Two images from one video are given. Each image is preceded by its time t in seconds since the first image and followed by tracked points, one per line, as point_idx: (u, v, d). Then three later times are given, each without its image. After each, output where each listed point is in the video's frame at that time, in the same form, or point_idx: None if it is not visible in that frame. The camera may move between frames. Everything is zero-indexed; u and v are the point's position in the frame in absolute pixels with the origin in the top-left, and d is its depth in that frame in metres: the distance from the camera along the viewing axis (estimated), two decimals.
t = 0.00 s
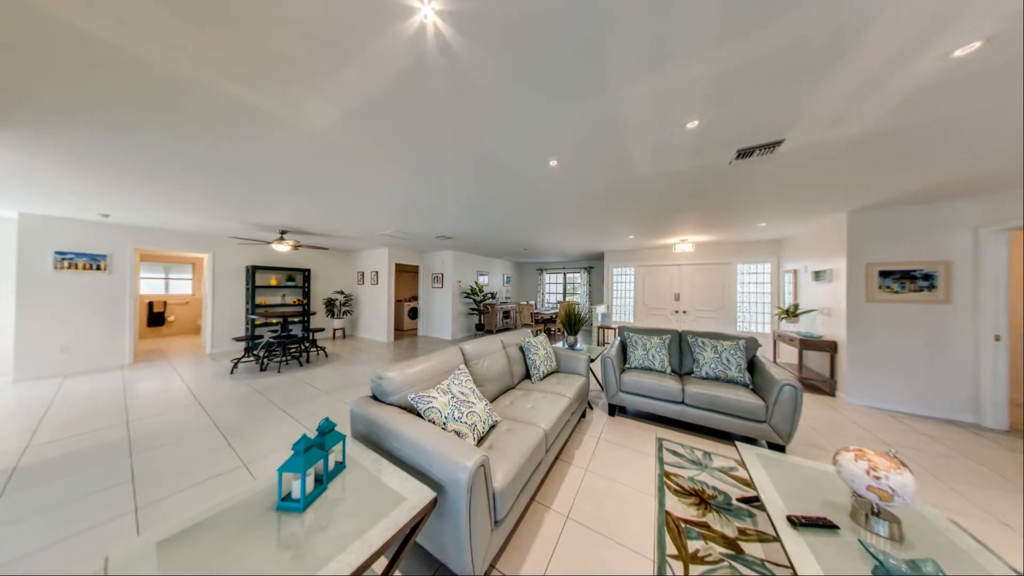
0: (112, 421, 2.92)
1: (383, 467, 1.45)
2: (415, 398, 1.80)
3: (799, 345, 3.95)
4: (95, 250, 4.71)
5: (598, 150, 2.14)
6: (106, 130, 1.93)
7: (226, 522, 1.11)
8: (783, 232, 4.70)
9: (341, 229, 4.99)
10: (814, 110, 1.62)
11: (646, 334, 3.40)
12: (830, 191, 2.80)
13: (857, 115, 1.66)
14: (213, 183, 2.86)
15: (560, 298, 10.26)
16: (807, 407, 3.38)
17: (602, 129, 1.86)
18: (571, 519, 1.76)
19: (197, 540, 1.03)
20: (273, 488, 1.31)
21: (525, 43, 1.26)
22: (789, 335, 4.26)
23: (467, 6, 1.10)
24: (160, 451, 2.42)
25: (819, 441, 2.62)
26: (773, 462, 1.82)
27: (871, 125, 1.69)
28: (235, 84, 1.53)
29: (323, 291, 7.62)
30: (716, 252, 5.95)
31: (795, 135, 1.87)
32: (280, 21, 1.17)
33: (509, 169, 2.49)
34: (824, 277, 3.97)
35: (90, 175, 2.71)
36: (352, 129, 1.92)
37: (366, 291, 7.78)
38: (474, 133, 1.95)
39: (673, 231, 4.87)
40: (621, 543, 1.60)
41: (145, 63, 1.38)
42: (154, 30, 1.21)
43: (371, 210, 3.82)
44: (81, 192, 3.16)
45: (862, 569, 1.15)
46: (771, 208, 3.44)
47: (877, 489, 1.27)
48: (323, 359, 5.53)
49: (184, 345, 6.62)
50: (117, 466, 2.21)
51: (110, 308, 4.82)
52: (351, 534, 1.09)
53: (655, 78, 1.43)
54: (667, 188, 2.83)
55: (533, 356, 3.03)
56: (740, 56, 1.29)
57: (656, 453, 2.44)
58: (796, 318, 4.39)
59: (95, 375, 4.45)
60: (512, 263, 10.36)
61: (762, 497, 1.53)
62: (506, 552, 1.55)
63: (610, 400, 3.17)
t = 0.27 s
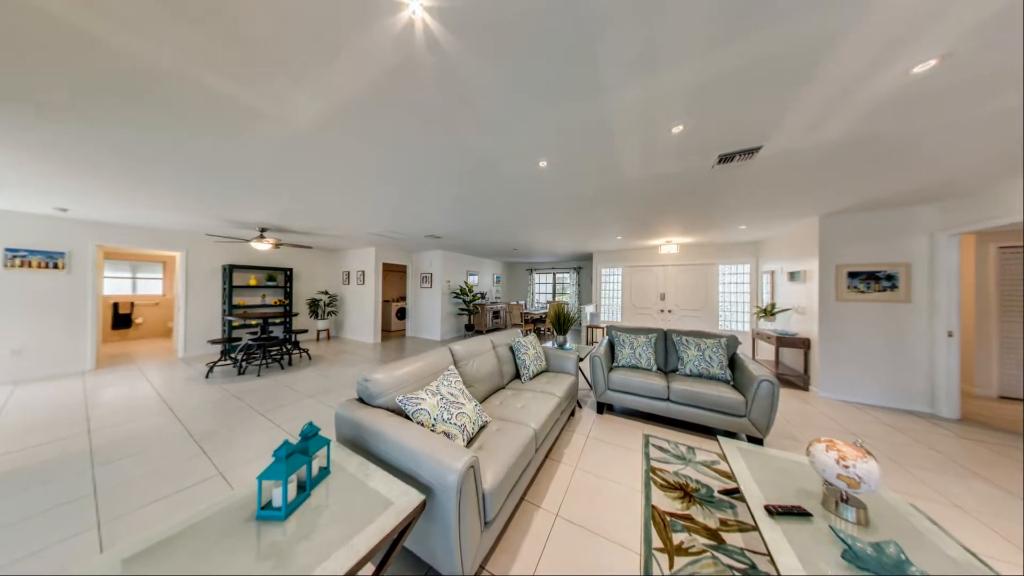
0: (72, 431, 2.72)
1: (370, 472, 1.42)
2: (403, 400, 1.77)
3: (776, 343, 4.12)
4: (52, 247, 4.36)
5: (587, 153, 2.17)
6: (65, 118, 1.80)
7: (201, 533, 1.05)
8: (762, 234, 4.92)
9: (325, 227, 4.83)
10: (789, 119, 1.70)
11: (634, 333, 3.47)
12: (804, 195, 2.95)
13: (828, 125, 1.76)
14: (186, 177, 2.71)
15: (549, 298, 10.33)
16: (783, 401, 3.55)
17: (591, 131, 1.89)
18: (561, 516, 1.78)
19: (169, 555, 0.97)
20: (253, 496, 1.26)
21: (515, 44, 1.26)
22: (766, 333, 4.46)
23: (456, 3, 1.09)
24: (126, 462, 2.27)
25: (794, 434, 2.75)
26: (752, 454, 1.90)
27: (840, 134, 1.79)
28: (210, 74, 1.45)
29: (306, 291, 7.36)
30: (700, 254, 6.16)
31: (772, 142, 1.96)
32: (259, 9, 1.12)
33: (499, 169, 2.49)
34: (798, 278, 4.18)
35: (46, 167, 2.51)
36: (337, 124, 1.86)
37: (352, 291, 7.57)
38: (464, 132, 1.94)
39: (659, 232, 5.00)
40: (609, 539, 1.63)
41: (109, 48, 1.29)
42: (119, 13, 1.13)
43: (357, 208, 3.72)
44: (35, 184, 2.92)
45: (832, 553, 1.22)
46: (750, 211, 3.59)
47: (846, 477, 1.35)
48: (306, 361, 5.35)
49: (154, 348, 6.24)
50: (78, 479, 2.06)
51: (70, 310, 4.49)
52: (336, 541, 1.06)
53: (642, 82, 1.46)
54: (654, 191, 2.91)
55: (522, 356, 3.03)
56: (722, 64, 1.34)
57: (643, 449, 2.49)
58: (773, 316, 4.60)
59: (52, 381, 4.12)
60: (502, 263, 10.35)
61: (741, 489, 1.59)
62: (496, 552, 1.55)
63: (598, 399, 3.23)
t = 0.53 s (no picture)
0: (24, 443, 2.51)
1: (356, 476, 1.38)
2: (391, 403, 1.73)
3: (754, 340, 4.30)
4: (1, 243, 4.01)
5: (576, 154, 2.20)
6: (16, 103, 1.65)
7: (173, 547, 1.00)
8: (741, 237, 5.13)
9: (308, 225, 4.67)
10: (767, 127, 1.78)
11: (621, 332, 3.54)
12: (781, 200, 3.10)
13: (802, 133, 1.86)
14: (156, 171, 2.55)
15: (539, 298, 10.39)
16: (761, 396, 3.71)
17: (580, 133, 1.91)
18: (550, 515, 1.79)
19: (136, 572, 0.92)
20: (230, 506, 1.20)
21: (505, 43, 1.26)
22: (746, 331, 4.65)
23: None
24: (87, 475, 2.11)
25: (772, 427, 2.89)
26: (732, 448, 1.98)
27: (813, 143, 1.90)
28: (182, 62, 1.37)
29: (288, 291, 7.09)
30: (684, 255, 6.35)
31: (751, 148, 2.05)
32: None
33: (489, 168, 2.48)
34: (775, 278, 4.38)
35: None
36: (321, 119, 1.80)
37: (337, 291, 7.36)
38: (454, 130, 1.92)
39: (645, 234, 5.13)
40: (597, 535, 1.66)
41: (68, 30, 1.20)
42: None
43: (343, 206, 3.62)
44: None
45: (805, 539, 1.28)
46: (731, 215, 3.74)
47: (818, 466, 1.42)
48: (287, 364, 5.15)
49: (119, 352, 5.85)
50: (31, 495, 1.90)
51: (23, 312, 4.14)
52: (321, 548, 1.03)
53: (630, 87, 1.49)
54: (641, 193, 2.97)
55: (512, 356, 3.04)
56: (705, 72, 1.38)
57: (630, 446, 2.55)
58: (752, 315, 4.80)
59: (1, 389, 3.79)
60: (491, 263, 10.33)
61: (723, 481, 1.65)
62: (486, 553, 1.54)
63: (587, 397, 3.27)
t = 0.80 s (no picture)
0: None
1: (341, 482, 1.34)
2: (378, 405, 1.70)
3: (735, 338, 4.48)
4: None
5: (565, 155, 2.22)
6: None
7: (141, 565, 0.94)
8: (723, 238, 5.32)
9: (290, 222, 4.49)
10: (747, 134, 1.86)
11: (609, 331, 3.60)
12: (759, 204, 3.24)
13: (778, 141, 1.95)
14: (121, 163, 2.38)
15: (529, 297, 10.43)
16: (742, 392, 3.86)
17: (569, 135, 1.93)
18: (540, 513, 1.80)
19: None
20: (205, 517, 1.14)
21: (495, 42, 1.25)
22: (727, 329, 4.83)
23: None
24: (42, 490, 1.95)
25: (751, 421, 3.02)
26: (715, 442, 2.05)
27: (788, 149, 1.99)
28: (151, 48, 1.29)
29: (268, 291, 6.81)
30: (669, 256, 6.53)
31: (732, 154, 2.13)
32: None
33: (479, 168, 2.46)
34: (754, 279, 4.58)
35: None
36: (305, 113, 1.74)
37: (321, 291, 7.13)
38: (443, 129, 1.90)
39: (632, 235, 5.24)
40: (586, 531, 1.68)
41: (22, 9, 1.11)
42: None
43: (327, 203, 3.51)
44: None
45: (782, 527, 1.34)
46: (713, 217, 3.87)
47: (793, 457, 1.50)
48: (268, 367, 4.94)
49: (79, 357, 5.44)
50: None
51: None
52: (304, 557, 0.99)
53: (617, 90, 1.52)
54: (628, 195, 3.04)
55: (502, 356, 3.03)
56: (689, 79, 1.43)
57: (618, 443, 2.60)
58: (733, 314, 4.99)
59: None
60: (481, 263, 10.28)
61: (706, 475, 1.71)
62: (476, 554, 1.54)
63: (576, 396, 3.31)
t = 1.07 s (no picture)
0: None
1: (326, 488, 1.30)
2: (364, 408, 1.66)
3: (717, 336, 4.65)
4: None
5: (555, 156, 2.24)
6: None
7: None
8: (706, 240, 5.51)
9: (271, 220, 4.32)
10: (728, 140, 1.94)
11: (598, 331, 3.66)
12: (739, 207, 3.38)
13: (757, 148, 2.04)
14: (81, 153, 2.22)
15: (518, 297, 10.45)
16: (723, 388, 4.01)
17: (559, 136, 1.95)
18: (530, 512, 1.81)
19: None
20: (178, 530, 1.08)
21: (484, 42, 1.25)
22: (710, 328, 5.01)
23: None
24: None
25: (731, 415, 3.14)
26: (698, 438, 2.11)
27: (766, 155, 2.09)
28: (117, 32, 1.21)
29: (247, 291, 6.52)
30: (655, 256, 6.70)
31: (714, 159, 2.21)
32: None
33: (469, 167, 2.45)
34: (734, 279, 4.76)
35: None
36: (287, 106, 1.68)
37: (304, 291, 6.89)
38: (432, 127, 1.88)
39: (620, 236, 5.35)
40: (575, 528, 1.70)
41: None
42: None
43: (311, 200, 3.40)
44: None
45: (760, 517, 1.40)
46: (696, 219, 4.01)
47: (770, 449, 1.57)
48: (246, 371, 4.73)
49: (33, 362, 5.02)
50: None
51: None
52: (285, 567, 0.96)
53: (605, 94, 1.54)
54: (616, 197, 3.09)
55: (492, 356, 3.03)
56: (674, 85, 1.47)
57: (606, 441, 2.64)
58: (715, 313, 5.18)
59: None
60: (470, 263, 10.22)
61: (690, 470, 1.76)
62: (465, 556, 1.53)
63: (565, 395, 3.34)
